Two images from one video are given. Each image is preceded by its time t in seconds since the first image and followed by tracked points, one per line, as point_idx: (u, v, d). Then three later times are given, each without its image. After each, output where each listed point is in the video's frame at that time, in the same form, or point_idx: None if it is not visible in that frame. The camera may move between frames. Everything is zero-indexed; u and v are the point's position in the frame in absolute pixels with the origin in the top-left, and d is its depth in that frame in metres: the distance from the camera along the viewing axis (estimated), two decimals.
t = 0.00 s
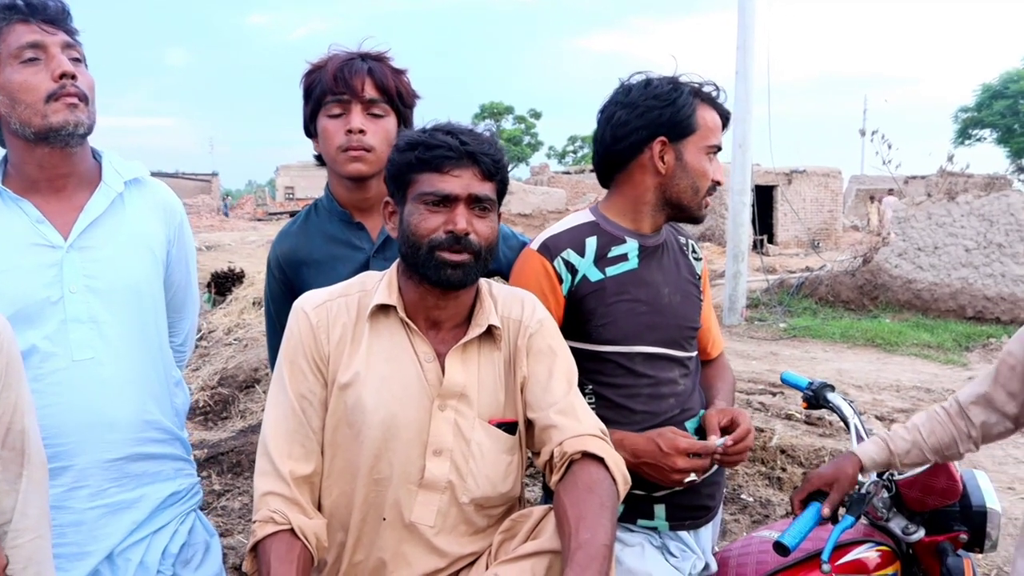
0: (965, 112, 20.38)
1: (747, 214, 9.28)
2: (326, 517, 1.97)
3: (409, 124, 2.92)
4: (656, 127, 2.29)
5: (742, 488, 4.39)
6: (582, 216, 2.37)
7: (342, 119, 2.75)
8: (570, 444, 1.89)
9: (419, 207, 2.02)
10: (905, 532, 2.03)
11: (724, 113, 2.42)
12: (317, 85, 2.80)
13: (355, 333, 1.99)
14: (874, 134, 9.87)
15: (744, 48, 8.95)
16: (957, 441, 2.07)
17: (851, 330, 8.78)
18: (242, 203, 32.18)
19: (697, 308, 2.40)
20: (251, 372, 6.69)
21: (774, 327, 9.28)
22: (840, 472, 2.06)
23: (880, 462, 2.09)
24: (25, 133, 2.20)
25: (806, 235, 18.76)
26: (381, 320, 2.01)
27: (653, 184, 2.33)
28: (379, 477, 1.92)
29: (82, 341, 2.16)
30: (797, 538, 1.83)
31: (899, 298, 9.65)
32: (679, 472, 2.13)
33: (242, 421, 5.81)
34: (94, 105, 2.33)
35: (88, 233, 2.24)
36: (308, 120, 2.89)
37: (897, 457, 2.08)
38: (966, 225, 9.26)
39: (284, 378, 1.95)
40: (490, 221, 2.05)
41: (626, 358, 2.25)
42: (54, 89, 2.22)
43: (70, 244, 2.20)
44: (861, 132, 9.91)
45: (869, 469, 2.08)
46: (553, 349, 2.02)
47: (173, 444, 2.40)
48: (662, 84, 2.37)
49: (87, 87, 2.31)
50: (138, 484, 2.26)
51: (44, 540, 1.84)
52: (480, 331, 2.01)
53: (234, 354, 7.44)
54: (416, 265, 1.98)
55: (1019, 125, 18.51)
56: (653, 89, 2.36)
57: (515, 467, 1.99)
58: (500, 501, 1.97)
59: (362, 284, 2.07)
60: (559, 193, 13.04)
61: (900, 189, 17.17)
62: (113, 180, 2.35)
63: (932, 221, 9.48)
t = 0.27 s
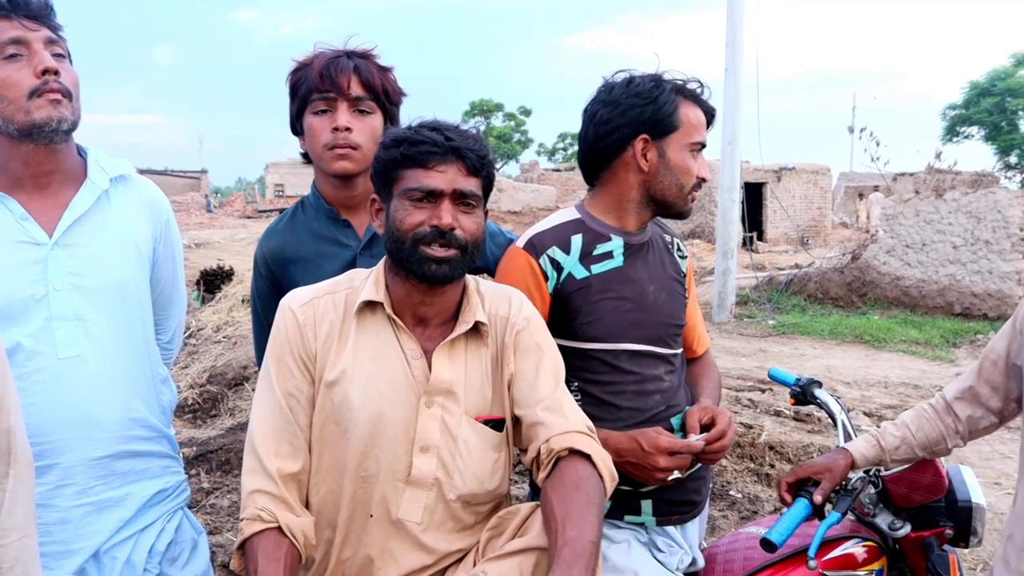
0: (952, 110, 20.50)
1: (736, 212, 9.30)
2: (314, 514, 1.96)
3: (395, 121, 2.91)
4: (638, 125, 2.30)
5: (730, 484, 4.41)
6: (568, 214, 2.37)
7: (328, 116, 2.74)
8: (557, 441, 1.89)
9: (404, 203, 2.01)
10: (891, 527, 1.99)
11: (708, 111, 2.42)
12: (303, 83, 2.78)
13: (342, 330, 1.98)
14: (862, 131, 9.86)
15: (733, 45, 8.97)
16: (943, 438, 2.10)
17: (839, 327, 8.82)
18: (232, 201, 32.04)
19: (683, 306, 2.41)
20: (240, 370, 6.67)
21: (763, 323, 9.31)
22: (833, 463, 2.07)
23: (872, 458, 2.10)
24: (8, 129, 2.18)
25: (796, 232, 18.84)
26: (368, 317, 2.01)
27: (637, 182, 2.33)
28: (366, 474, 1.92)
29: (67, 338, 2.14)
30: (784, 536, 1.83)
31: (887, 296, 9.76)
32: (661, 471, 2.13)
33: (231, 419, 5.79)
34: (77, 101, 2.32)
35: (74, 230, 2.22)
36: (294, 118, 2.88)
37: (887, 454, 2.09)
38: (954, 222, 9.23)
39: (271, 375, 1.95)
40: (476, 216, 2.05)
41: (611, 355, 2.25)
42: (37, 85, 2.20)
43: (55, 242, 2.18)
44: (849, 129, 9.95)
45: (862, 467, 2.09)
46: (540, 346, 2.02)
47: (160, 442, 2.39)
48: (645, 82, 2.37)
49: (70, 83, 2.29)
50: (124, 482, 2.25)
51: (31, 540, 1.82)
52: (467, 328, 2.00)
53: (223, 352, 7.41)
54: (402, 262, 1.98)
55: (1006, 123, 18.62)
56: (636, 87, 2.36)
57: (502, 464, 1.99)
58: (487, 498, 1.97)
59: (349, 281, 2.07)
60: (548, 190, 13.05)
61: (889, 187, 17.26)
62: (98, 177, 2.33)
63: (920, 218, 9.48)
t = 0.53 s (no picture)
0: (944, 107, 20.57)
1: (729, 209, 9.32)
2: (305, 515, 1.96)
3: (384, 120, 2.90)
4: (619, 123, 2.31)
5: (723, 481, 4.42)
6: (556, 212, 2.38)
7: (316, 116, 2.73)
8: (547, 439, 1.89)
9: (390, 201, 2.01)
10: (883, 525, 2.00)
11: (693, 106, 2.41)
12: (291, 82, 2.78)
13: (331, 329, 1.98)
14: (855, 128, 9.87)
15: (725, 43, 8.99)
16: (931, 437, 2.14)
17: (833, 324, 8.85)
18: (225, 200, 31.96)
19: (672, 305, 2.41)
20: (233, 370, 6.66)
21: (757, 321, 9.33)
22: (823, 463, 2.08)
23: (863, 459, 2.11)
24: None
25: (789, 229, 18.89)
26: (357, 316, 2.00)
27: (621, 180, 2.34)
28: (357, 473, 1.91)
29: (57, 339, 2.14)
30: (774, 533, 1.83)
31: (881, 292, 9.81)
32: (651, 466, 2.14)
33: (224, 419, 5.78)
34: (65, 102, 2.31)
35: (63, 231, 2.21)
36: (283, 117, 2.87)
37: (877, 455, 2.10)
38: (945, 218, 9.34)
39: (260, 375, 1.94)
40: (463, 214, 2.05)
41: (600, 353, 2.26)
42: (24, 87, 2.19)
43: (44, 243, 2.17)
44: (842, 126, 9.97)
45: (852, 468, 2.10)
46: (530, 345, 2.02)
47: (151, 443, 2.38)
48: (627, 79, 2.38)
49: (58, 85, 2.28)
50: (115, 483, 2.24)
51: (22, 542, 1.80)
52: (456, 327, 2.00)
53: (216, 352, 7.40)
54: (389, 260, 1.98)
55: (998, 119, 18.69)
56: (617, 85, 2.37)
57: (492, 463, 1.99)
58: (478, 497, 1.97)
59: (339, 280, 2.07)
60: (542, 188, 13.04)
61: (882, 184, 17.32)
62: (87, 178, 2.32)
63: (913, 215, 9.55)
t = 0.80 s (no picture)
0: (936, 113, 20.67)
1: (723, 215, 9.34)
2: (296, 523, 1.95)
3: (375, 128, 2.91)
4: (588, 128, 2.37)
5: (717, 488, 4.42)
6: (546, 220, 2.39)
7: (307, 124, 2.74)
8: (538, 448, 1.89)
9: (382, 209, 2.02)
10: (874, 531, 1.98)
11: (675, 109, 2.38)
12: (282, 90, 2.78)
13: (323, 337, 1.98)
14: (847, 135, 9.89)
15: (719, 50, 9.02)
16: (919, 444, 2.15)
17: (826, 329, 8.87)
18: (220, 205, 31.91)
19: (665, 314, 2.41)
20: (227, 377, 6.65)
21: (750, 327, 9.35)
22: (811, 472, 2.08)
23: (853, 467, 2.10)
24: None
25: (783, 235, 18.95)
26: (349, 324, 2.00)
27: (598, 186, 2.37)
28: (348, 481, 1.91)
29: (48, 348, 2.14)
30: (764, 540, 1.83)
31: (874, 298, 9.77)
32: (635, 477, 2.13)
33: (217, 426, 5.77)
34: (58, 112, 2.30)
35: (54, 241, 2.21)
36: (273, 125, 2.87)
37: (866, 462, 2.09)
38: (938, 224, 9.39)
39: (252, 383, 1.94)
40: (454, 222, 2.05)
41: (590, 361, 2.26)
42: (15, 98, 2.19)
43: (36, 252, 2.17)
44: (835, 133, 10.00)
45: (841, 476, 2.10)
46: (522, 353, 2.02)
47: (143, 451, 2.37)
48: (602, 84, 2.41)
49: (49, 96, 2.27)
50: (106, 492, 2.24)
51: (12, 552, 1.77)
52: (448, 335, 2.01)
53: (210, 358, 7.38)
54: (380, 269, 1.98)
55: (991, 126, 18.78)
56: (592, 91, 2.43)
57: (484, 471, 1.99)
58: (470, 505, 1.97)
59: (330, 288, 2.07)
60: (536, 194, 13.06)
61: (875, 190, 17.39)
62: (79, 187, 2.31)
63: (906, 221, 9.62)
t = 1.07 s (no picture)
0: (928, 118, 20.78)
1: (716, 221, 9.36)
2: (290, 531, 1.95)
3: (364, 136, 2.91)
4: (561, 137, 2.43)
5: (711, 493, 4.42)
6: (537, 228, 2.42)
7: (295, 133, 2.74)
8: (532, 455, 1.89)
9: (374, 218, 2.02)
10: (868, 537, 1.98)
11: (648, 109, 2.37)
12: (269, 100, 2.78)
13: (316, 346, 1.98)
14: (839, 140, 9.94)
15: (711, 56, 9.06)
16: (908, 448, 2.15)
17: (820, 334, 8.89)
18: (214, 213, 31.86)
19: (658, 321, 2.42)
20: (220, 385, 6.63)
21: (744, 332, 9.37)
22: (801, 477, 2.09)
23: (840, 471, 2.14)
24: None
25: (777, 240, 19.00)
26: (342, 333, 2.00)
27: (575, 194, 2.40)
28: (342, 489, 1.91)
29: (40, 360, 2.13)
30: (759, 546, 1.83)
31: (867, 303, 9.88)
32: (620, 488, 2.14)
33: (211, 434, 5.74)
34: (50, 127, 2.30)
35: (48, 252, 2.20)
36: (262, 135, 2.87)
37: (852, 466, 2.13)
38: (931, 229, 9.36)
39: (245, 392, 1.93)
40: (446, 230, 2.05)
41: (581, 368, 2.27)
42: (5, 114, 2.19)
43: (29, 263, 2.17)
44: (827, 138, 10.04)
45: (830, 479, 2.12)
46: (515, 360, 2.02)
47: (137, 458, 2.36)
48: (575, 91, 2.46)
49: (41, 111, 2.27)
50: (100, 498, 2.23)
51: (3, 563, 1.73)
52: (441, 343, 2.01)
53: (203, 367, 7.36)
54: (372, 277, 1.98)
55: (982, 130, 18.87)
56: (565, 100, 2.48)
57: (477, 479, 1.99)
58: (463, 513, 1.97)
59: (323, 296, 2.07)
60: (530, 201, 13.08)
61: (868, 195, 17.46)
62: (73, 198, 2.30)
63: (899, 226, 9.61)
